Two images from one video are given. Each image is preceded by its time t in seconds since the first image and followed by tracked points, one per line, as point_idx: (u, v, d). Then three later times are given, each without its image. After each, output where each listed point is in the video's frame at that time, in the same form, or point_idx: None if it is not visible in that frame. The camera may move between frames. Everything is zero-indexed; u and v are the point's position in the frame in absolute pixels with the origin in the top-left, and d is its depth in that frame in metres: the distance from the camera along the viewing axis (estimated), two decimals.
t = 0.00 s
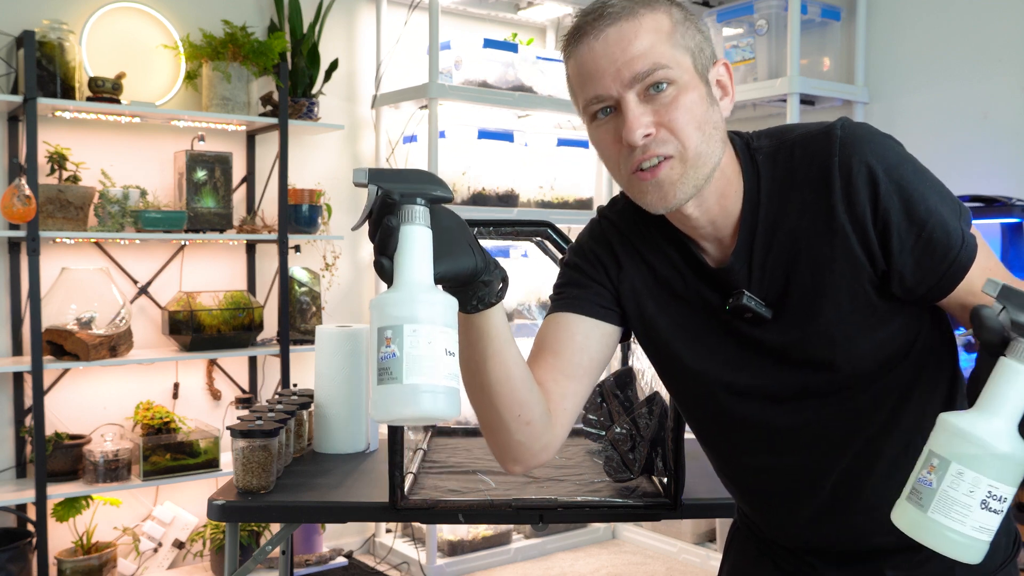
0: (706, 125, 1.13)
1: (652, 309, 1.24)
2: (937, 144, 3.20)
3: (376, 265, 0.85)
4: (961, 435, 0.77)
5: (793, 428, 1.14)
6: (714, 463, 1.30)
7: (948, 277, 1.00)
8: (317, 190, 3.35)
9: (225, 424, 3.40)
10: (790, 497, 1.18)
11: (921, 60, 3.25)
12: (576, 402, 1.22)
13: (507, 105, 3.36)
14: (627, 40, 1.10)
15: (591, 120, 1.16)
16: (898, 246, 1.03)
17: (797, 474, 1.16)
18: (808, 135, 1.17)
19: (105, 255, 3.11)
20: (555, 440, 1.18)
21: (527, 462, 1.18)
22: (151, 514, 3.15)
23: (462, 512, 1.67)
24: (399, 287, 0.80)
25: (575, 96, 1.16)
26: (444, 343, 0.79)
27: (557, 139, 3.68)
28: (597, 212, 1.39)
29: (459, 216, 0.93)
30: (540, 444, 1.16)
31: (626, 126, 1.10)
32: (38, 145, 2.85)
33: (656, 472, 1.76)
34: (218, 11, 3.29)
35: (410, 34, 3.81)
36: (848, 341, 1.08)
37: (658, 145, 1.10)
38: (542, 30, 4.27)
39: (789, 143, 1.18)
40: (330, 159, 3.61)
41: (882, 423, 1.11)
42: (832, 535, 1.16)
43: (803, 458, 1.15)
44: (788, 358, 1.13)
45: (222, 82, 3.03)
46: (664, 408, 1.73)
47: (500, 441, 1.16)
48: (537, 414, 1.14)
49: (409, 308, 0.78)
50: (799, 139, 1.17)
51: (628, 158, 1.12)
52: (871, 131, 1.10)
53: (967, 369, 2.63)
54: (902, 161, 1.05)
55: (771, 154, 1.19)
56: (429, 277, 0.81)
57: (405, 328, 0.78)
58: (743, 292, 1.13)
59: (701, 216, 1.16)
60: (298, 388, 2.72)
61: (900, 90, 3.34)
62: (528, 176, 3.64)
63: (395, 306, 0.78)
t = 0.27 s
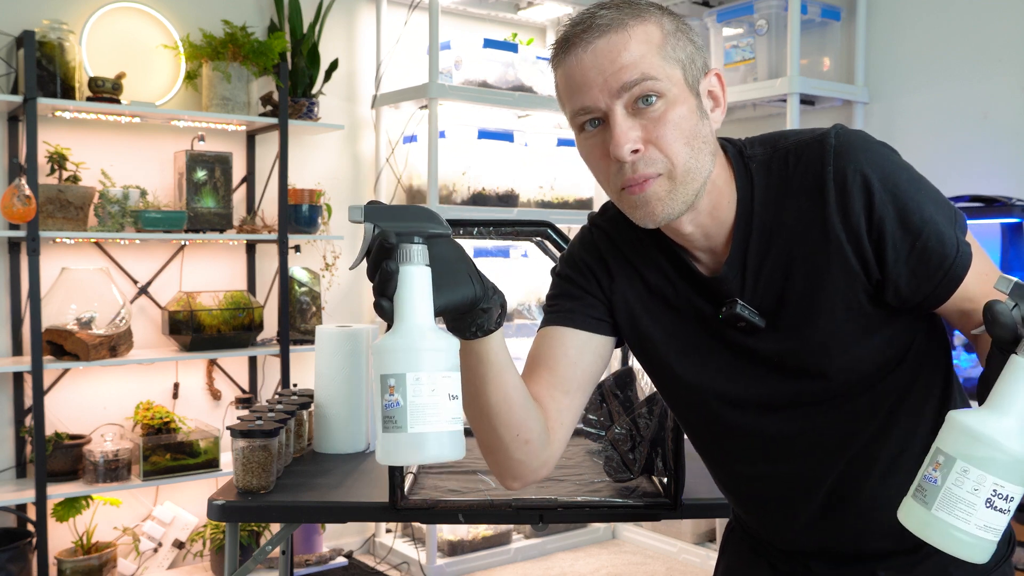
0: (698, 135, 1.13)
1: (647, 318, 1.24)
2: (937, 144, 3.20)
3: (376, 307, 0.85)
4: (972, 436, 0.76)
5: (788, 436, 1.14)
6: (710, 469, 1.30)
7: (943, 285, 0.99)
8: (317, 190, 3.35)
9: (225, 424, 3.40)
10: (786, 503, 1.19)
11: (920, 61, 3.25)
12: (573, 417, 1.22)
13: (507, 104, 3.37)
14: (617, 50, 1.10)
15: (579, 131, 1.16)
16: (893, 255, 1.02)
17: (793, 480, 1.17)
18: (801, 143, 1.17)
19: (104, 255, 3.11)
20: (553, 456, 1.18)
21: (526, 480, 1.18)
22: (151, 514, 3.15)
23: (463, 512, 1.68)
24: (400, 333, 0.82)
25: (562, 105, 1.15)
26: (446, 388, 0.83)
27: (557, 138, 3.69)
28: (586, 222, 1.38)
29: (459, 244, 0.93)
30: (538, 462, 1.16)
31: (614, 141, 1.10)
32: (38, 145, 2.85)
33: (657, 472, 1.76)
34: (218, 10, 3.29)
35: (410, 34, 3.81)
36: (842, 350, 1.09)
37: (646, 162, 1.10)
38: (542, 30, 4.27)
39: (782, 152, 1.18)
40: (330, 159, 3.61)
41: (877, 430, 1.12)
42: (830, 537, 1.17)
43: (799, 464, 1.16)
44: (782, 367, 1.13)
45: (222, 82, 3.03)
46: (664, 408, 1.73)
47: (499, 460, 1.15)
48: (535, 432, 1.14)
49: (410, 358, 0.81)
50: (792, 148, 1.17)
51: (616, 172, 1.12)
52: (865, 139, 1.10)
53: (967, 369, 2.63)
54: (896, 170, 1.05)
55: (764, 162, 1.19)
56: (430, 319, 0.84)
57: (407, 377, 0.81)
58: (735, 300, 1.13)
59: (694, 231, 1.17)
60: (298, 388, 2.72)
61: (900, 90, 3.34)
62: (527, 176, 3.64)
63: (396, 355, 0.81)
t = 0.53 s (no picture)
0: (699, 137, 1.14)
1: (643, 318, 1.24)
2: (937, 144, 3.20)
3: (369, 316, 0.83)
4: (985, 449, 0.77)
5: (783, 437, 1.15)
6: (704, 469, 1.30)
7: (943, 289, 1.00)
8: (317, 190, 3.35)
9: (225, 424, 3.41)
10: (783, 504, 1.19)
11: (920, 61, 3.25)
12: (568, 420, 1.22)
13: (507, 104, 3.37)
14: (613, 43, 1.10)
15: (576, 126, 1.16)
16: (892, 258, 1.03)
17: (791, 480, 1.17)
18: (801, 144, 1.16)
19: (104, 255, 3.11)
20: (548, 460, 1.19)
21: (522, 484, 1.18)
22: (151, 514, 3.15)
23: (462, 512, 1.67)
24: (391, 345, 0.83)
25: (559, 98, 1.16)
26: (435, 404, 0.83)
27: (557, 138, 3.69)
28: (580, 223, 1.38)
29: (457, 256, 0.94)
30: (533, 466, 1.17)
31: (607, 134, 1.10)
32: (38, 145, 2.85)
33: (657, 472, 1.76)
34: (218, 10, 3.29)
35: (410, 34, 3.81)
36: (840, 352, 1.09)
37: (640, 154, 1.11)
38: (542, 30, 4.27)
39: (783, 153, 1.18)
40: (330, 159, 3.61)
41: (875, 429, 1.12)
42: (828, 537, 1.17)
43: (795, 465, 1.16)
44: (779, 368, 1.13)
45: (222, 82, 3.03)
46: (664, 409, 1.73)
47: (494, 465, 1.15)
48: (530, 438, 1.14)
49: (400, 370, 0.82)
50: (793, 148, 1.17)
51: (609, 165, 1.12)
52: (865, 140, 1.10)
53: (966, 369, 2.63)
54: (897, 173, 1.05)
55: (764, 162, 1.18)
56: (421, 334, 0.84)
57: (394, 391, 0.82)
58: (732, 301, 1.13)
59: (691, 228, 1.17)
60: (298, 388, 2.72)
61: (900, 90, 3.34)
62: (527, 176, 3.64)
63: (387, 367, 0.82)
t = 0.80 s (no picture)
0: (704, 132, 1.13)
1: (647, 307, 1.23)
2: (937, 144, 3.21)
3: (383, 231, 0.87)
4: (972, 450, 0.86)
5: (785, 432, 1.14)
6: (702, 461, 1.30)
7: (951, 286, 1.03)
8: (317, 189, 3.35)
9: (225, 424, 3.40)
10: (781, 500, 1.18)
11: (920, 61, 3.25)
12: (571, 404, 1.22)
13: (507, 104, 3.37)
14: (592, 50, 1.06)
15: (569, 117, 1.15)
16: (903, 255, 1.04)
17: (789, 476, 1.16)
18: (814, 137, 1.16)
19: (105, 255, 3.11)
20: (549, 443, 1.19)
21: (523, 466, 1.19)
22: (151, 514, 3.15)
23: (463, 512, 1.67)
24: (415, 258, 0.86)
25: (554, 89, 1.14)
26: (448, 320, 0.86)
27: (557, 138, 3.69)
28: (588, 208, 1.37)
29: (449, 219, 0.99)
30: (534, 447, 1.17)
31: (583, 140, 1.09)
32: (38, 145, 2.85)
33: (657, 472, 1.76)
34: (218, 10, 3.29)
35: (410, 34, 3.81)
36: (847, 346, 1.09)
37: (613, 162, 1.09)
38: (542, 30, 4.27)
39: (795, 145, 1.17)
40: (330, 159, 3.61)
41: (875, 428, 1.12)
42: (821, 537, 1.17)
43: (796, 460, 1.15)
44: (785, 361, 1.13)
45: (222, 82, 3.03)
46: (664, 409, 1.73)
47: (495, 447, 1.16)
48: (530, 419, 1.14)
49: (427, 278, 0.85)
50: (805, 141, 1.16)
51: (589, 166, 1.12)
52: (878, 136, 1.11)
53: (966, 369, 2.64)
54: (910, 170, 1.06)
55: (776, 154, 1.17)
56: (426, 254, 0.87)
57: (422, 292, 0.84)
58: (737, 292, 1.13)
59: (689, 217, 1.16)
60: (299, 388, 2.72)
61: (900, 90, 3.34)
62: (527, 176, 3.64)
63: (414, 271, 0.85)
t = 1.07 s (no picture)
0: (740, 116, 1.10)
1: (657, 297, 1.23)
2: (937, 144, 3.20)
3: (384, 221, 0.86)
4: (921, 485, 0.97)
5: (787, 430, 1.15)
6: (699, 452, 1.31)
7: (960, 300, 1.03)
8: (317, 189, 3.35)
9: (225, 424, 3.40)
10: (774, 497, 1.19)
11: (920, 62, 3.25)
12: (568, 381, 1.21)
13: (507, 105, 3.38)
14: (643, 11, 1.04)
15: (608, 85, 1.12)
16: (915, 264, 1.04)
17: (785, 473, 1.17)
18: (841, 137, 1.15)
19: (105, 255, 3.11)
20: (543, 418, 1.17)
21: (516, 439, 1.17)
22: (151, 514, 3.15)
23: (463, 512, 1.67)
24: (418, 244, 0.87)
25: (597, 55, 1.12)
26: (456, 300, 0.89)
27: (557, 139, 3.67)
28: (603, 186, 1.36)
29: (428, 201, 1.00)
30: (526, 421, 1.15)
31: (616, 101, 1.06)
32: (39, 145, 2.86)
33: (657, 472, 1.76)
34: (217, 10, 3.29)
35: (410, 34, 3.81)
36: (853, 348, 1.10)
37: (643, 127, 1.06)
38: (542, 30, 4.27)
39: (822, 143, 1.16)
40: (330, 159, 3.61)
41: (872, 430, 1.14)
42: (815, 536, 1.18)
43: (794, 458, 1.16)
44: (791, 358, 1.13)
45: (222, 82, 3.03)
46: (664, 409, 1.73)
47: (488, 418, 1.14)
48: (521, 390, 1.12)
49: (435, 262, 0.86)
50: (832, 141, 1.15)
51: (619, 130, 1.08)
52: (905, 144, 1.10)
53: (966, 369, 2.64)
54: (932, 181, 1.06)
55: (801, 151, 1.16)
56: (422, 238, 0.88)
57: (434, 277, 0.85)
58: (749, 285, 1.13)
59: (711, 203, 1.14)
60: (298, 388, 2.71)
61: (900, 91, 3.34)
62: (528, 176, 3.64)
63: (422, 258, 0.86)
